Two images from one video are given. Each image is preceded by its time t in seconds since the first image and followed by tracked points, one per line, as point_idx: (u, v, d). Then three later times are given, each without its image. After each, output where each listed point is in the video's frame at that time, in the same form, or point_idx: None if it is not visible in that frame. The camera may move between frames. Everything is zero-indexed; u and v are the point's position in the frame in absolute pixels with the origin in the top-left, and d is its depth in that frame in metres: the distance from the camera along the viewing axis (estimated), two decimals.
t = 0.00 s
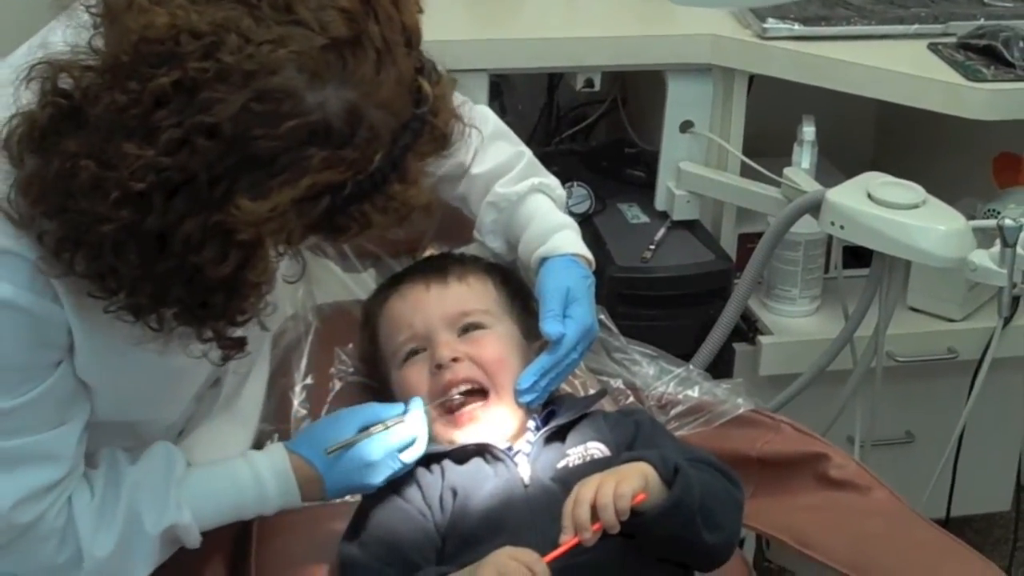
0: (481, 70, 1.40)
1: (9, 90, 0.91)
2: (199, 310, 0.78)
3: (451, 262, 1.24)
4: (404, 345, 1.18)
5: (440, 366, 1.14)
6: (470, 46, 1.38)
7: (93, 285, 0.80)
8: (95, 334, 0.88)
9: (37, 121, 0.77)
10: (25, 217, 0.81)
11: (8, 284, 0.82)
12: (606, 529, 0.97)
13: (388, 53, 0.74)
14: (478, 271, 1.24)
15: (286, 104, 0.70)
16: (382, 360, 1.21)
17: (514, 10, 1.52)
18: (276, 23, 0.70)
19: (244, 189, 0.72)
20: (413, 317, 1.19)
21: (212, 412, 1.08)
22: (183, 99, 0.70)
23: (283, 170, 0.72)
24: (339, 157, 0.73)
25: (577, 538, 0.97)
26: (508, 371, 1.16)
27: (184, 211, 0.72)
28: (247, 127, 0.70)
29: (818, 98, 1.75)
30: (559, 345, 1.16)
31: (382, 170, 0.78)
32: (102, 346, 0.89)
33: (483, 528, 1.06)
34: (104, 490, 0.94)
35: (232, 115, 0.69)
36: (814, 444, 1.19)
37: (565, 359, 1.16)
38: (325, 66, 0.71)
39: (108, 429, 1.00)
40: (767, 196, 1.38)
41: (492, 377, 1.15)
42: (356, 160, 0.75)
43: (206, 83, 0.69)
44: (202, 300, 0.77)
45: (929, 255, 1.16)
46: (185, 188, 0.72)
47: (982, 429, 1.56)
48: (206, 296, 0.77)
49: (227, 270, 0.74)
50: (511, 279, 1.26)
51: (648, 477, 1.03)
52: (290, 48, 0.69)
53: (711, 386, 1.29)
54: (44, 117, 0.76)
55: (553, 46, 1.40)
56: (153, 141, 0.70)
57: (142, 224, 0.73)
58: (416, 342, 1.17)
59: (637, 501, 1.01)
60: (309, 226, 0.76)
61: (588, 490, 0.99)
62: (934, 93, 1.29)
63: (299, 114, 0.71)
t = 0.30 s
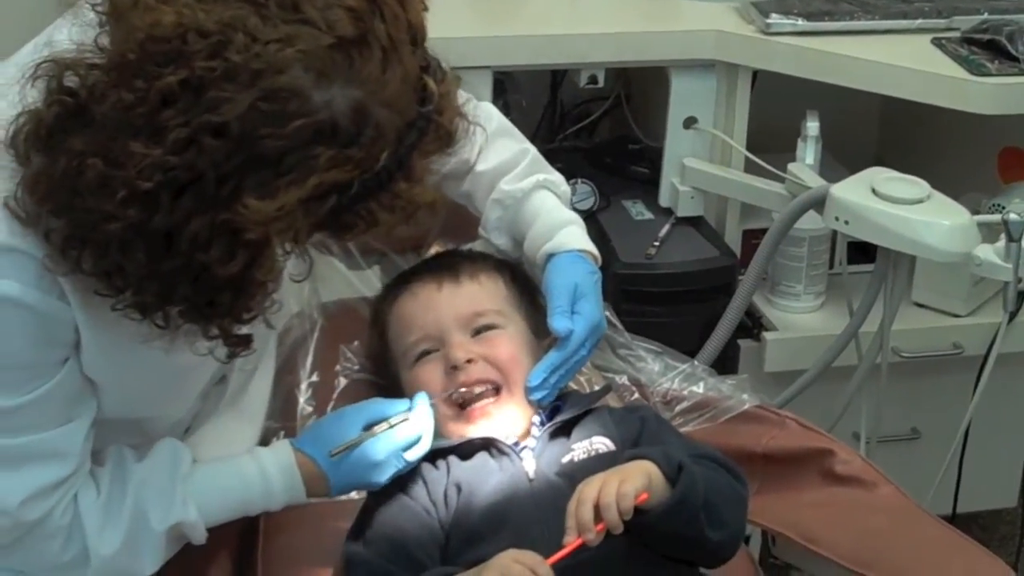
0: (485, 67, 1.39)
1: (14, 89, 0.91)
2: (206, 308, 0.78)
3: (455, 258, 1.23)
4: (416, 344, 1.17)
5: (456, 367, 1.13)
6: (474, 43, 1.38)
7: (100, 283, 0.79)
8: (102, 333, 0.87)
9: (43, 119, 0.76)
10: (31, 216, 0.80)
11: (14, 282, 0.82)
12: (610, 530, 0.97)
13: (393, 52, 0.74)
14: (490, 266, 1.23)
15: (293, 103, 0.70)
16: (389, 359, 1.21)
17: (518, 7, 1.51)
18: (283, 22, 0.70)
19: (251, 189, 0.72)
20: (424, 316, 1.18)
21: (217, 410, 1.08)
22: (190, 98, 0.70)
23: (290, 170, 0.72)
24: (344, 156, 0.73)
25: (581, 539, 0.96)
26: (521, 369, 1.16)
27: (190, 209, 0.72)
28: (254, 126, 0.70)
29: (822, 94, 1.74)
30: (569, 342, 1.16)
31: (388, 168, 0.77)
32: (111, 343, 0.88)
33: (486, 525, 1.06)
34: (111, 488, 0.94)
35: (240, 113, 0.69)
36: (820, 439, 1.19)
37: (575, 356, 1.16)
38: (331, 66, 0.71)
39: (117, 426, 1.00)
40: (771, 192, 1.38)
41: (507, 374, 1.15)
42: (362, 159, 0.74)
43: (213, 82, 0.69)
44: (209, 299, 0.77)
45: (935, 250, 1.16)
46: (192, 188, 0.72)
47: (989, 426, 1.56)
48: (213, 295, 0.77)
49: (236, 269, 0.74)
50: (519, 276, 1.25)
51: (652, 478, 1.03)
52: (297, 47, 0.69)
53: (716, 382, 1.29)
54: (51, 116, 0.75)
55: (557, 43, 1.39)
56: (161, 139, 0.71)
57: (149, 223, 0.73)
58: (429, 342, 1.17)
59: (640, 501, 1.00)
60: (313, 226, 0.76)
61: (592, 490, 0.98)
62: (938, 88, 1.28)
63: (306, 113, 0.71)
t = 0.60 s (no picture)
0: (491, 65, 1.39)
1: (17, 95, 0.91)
2: (216, 310, 0.77)
3: (463, 255, 1.23)
4: (429, 340, 1.17)
5: (469, 364, 1.13)
6: (481, 40, 1.38)
7: (109, 287, 0.79)
8: (105, 334, 0.87)
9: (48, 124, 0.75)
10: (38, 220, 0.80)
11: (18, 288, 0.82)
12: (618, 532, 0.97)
13: (396, 50, 0.74)
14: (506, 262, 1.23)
15: (298, 106, 0.69)
16: (407, 359, 1.20)
17: (524, 5, 1.51)
18: (283, 23, 0.69)
19: (260, 193, 0.71)
20: (437, 312, 1.18)
21: (224, 406, 1.08)
22: (194, 105, 0.69)
23: (298, 172, 0.72)
24: (351, 156, 0.73)
25: (588, 542, 0.96)
26: (535, 364, 1.15)
27: (200, 215, 0.71)
28: (260, 131, 0.69)
29: (829, 90, 1.74)
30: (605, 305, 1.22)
31: (395, 166, 0.77)
32: (117, 337, 0.88)
33: (494, 521, 1.05)
34: (87, 490, 0.93)
35: (244, 119, 0.68)
36: (827, 436, 1.19)
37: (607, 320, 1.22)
38: (334, 66, 0.70)
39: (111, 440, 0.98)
40: (778, 189, 1.37)
41: (521, 370, 1.14)
42: (368, 157, 0.74)
43: (217, 88, 0.68)
44: (220, 303, 0.77)
45: (943, 247, 1.15)
46: (199, 194, 0.71)
47: (997, 422, 1.55)
48: (224, 295, 0.76)
49: (247, 274, 0.74)
50: (530, 272, 1.25)
51: (659, 478, 1.02)
52: (299, 49, 0.69)
53: (722, 378, 1.28)
54: (54, 122, 0.74)
55: (563, 41, 1.39)
56: (167, 146, 0.69)
57: (158, 231, 0.72)
58: (443, 337, 1.17)
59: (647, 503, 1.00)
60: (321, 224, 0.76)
61: (599, 493, 0.98)
62: (945, 84, 1.28)
63: (311, 116, 0.70)
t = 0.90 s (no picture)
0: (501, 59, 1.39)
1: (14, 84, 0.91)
2: (223, 327, 0.79)
3: (469, 254, 1.23)
4: (426, 340, 1.17)
5: (465, 363, 1.13)
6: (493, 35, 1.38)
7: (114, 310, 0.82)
8: (84, 342, 0.89)
9: (43, 155, 0.77)
10: (35, 247, 0.82)
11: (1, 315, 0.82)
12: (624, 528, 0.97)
13: (391, 56, 0.74)
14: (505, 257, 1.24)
15: (303, 127, 0.70)
16: (402, 353, 1.21)
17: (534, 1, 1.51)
18: (280, 41, 0.70)
19: (267, 216, 0.72)
20: (434, 314, 1.18)
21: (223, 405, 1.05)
22: (195, 132, 0.69)
23: (303, 192, 0.72)
24: (357, 172, 0.73)
25: (594, 538, 0.96)
26: (533, 359, 1.16)
27: (207, 239, 0.73)
28: (266, 154, 0.70)
29: (842, 86, 1.74)
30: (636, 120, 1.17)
31: (397, 176, 0.77)
32: (94, 352, 0.90)
33: (502, 515, 1.06)
34: None
35: (250, 143, 0.69)
36: (835, 432, 1.18)
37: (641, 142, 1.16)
38: (335, 83, 0.71)
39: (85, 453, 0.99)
40: (790, 185, 1.37)
41: (520, 366, 1.15)
42: (374, 171, 0.74)
43: (219, 112, 0.69)
44: (230, 321, 0.78)
45: (953, 244, 1.16)
46: (206, 218, 0.72)
47: (1008, 419, 1.55)
48: (235, 309, 0.77)
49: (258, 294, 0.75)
50: (531, 268, 1.26)
51: (665, 475, 1.02)
52: (299, 69, 0.69)
53: (732, 375, 1.28)
54: (49, 151, 0.76)
55: (574, 37, 1.39)
56: (170, 173, 0.70)
57: (166, 255, 0.73)
58: (440, 339, 1.17)
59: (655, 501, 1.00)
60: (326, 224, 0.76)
61: (606, 489, 0.98)
62: (957, 81, 1.28)
63: (317, 134, 0.71)
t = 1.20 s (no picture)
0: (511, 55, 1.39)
1: None
2: (211, 338, 0.79)
3: (472, 249, 1.23)
4: (428, 331, 1.18)
5: (463, 355, 1.14)
6: (502, 31, 1.38)
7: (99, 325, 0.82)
8: (68, 354, 0.88)
9: (22, 170, 0.76)
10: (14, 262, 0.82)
11: None
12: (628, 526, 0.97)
13: (372, 59, 0.74)
14: (510, 253, 1.24)
15: (284, 137, 0.71)
16: (409, 349, 1.21)
17: None
18: (259, 50, 0.70)
19: (253, 228, 0.73)
20: (434, 305, 1.18)
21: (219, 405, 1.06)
22: (174, 147, 0.70)
23: (288, 203, 0.73)
24: (341, 178, 0.74)
25: (598, 534, 0.96)
26: (533, 352, 1.16)
27: (192, 253, 0.73)
28: (249, 165, 0.71)
29: (854, 82, 1.74)
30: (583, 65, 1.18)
31: (381, 180, 0.78)
32: (78, 363, 0.89)
33: (507, 514, 1.06)
34: None
35: (233, 155, 0.70)
36: (844, 431, 1.18)
37: (598, 82, 1.18)
38: (316, 90, 0.71)
39: (79, 456, 0.98)
40: (800, 183, 1.37)
41: (518, 359, 1.15)
42: (359, 176, 0.75)
43: (200, 125, 0.69)
44: (218, 334, 0.79)
45: (963, 243, 1.15)
46: (191, 231, 0.73)
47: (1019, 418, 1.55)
48: (223, 321, 0.78)
49: (246, 306, 0.76)
50: (539, 265, 1.26)
51: (672, 475, 1.02)
52: (279, 79, 0.70)
53: (741, 372, 1.28)
54: (28, 166, 0.76)
55: (584, 33, 1.39)
56: (155, 188, 0.71)
57: (152, 269, 0.74)
58: (441, 328, 1.17)
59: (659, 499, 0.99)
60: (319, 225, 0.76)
61: (610, 487, 0.98)
62: (969, 80, 1.28)
63: (300, 143, 0.71)
